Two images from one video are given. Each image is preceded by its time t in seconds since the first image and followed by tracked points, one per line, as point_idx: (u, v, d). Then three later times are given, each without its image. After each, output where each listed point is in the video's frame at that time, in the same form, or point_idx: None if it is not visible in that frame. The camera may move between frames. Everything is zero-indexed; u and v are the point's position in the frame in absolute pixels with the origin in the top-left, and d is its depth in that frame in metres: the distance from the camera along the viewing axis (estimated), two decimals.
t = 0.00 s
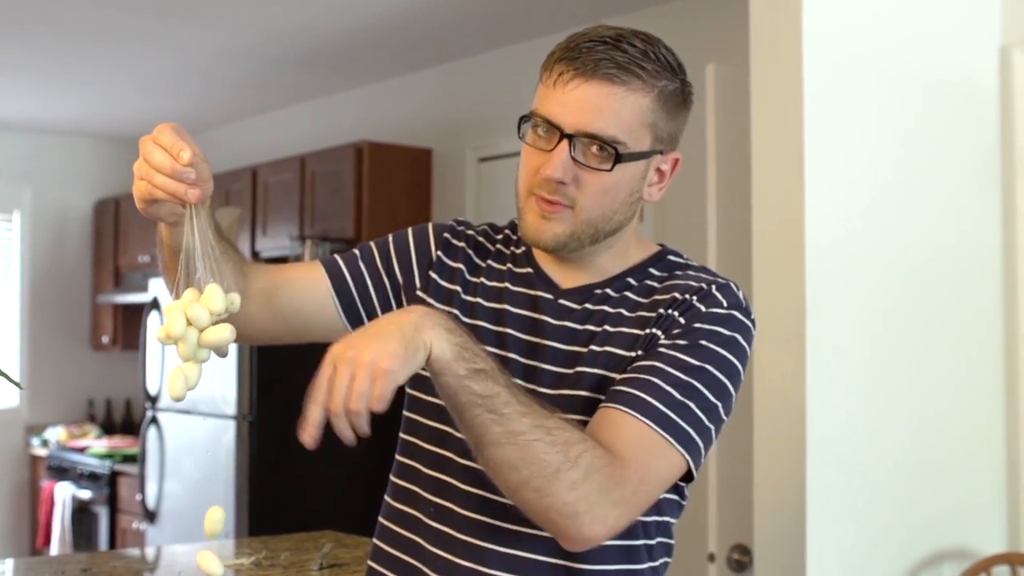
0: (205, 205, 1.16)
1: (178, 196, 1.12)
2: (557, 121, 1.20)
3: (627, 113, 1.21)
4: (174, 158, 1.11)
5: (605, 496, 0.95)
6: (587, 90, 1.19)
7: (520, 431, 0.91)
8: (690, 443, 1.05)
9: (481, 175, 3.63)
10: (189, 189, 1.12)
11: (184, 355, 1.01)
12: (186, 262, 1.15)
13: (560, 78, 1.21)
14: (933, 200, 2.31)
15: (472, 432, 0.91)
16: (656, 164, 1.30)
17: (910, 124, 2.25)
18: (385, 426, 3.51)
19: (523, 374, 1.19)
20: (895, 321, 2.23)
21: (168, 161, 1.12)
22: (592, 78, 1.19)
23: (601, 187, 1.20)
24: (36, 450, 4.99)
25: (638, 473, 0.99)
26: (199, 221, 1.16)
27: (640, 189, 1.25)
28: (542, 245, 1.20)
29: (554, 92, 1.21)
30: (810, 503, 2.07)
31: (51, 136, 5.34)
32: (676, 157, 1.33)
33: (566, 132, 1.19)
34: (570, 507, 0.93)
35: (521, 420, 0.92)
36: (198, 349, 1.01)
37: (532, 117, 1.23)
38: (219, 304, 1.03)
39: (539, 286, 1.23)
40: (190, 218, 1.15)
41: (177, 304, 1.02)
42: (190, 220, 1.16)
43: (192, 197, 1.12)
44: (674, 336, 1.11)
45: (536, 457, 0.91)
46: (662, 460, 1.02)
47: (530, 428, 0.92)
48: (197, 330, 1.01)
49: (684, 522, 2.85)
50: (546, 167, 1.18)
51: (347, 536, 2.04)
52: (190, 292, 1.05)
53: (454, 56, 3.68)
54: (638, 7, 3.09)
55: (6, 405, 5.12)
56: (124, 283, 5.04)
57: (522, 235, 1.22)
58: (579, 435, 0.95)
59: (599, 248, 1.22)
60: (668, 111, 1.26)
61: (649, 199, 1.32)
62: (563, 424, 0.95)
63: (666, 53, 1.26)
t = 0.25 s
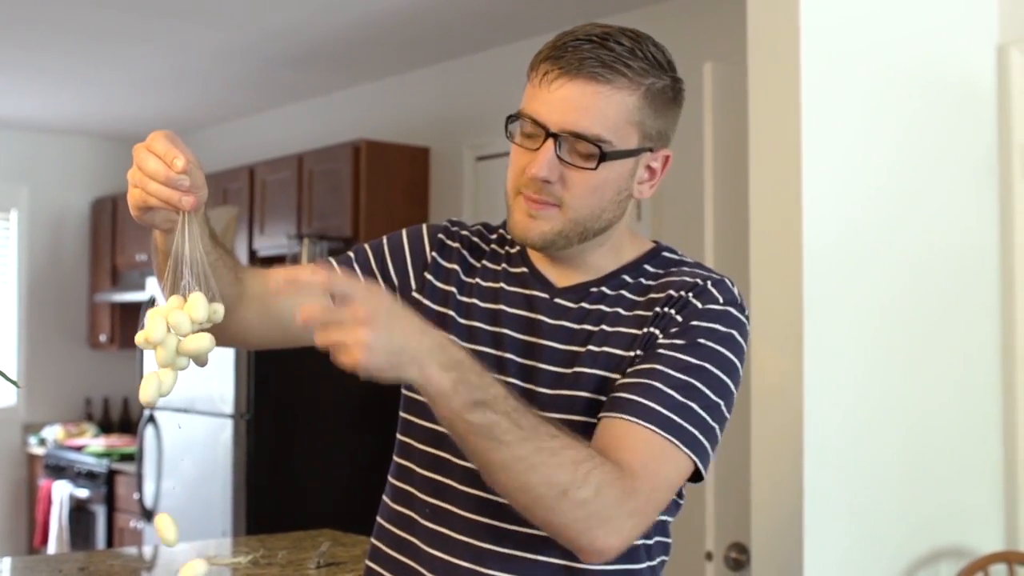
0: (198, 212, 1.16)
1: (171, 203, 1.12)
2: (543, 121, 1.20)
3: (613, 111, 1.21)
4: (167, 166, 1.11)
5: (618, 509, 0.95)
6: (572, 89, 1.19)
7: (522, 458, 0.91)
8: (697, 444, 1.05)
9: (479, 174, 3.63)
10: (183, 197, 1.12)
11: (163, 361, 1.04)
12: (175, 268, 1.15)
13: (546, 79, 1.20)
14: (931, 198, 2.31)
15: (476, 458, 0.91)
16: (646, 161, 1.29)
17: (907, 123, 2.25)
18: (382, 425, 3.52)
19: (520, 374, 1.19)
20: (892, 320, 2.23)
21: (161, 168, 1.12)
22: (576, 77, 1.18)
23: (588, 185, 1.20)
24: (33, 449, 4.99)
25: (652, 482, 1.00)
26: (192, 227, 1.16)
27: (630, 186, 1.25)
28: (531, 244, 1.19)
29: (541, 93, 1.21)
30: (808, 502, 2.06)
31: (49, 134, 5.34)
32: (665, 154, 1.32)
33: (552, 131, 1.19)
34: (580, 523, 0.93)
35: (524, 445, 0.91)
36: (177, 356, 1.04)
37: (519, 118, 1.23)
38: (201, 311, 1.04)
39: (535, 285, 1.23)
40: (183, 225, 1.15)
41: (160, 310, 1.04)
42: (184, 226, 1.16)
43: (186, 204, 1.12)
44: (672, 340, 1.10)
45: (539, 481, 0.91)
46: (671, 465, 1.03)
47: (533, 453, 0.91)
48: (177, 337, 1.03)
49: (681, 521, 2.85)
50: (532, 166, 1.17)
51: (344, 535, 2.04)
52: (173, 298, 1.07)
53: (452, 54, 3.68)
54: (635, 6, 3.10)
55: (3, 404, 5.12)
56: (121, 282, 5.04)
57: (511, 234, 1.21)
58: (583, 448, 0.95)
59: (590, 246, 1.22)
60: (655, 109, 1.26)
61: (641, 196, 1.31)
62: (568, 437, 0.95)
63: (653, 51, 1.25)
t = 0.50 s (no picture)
0: (194, 207, 1.15)
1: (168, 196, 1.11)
2: (515, 116, 1.16)
3: (585, 104, 1.16)
4: (163, 158, 1.11)
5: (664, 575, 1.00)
6: (540, 83, 1.15)
7: None
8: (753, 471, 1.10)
9: (478, 172, 3.63)
10: (178, 188, 1.11)
11: (160, 351, 1.05)
12: (172, 262, 1.15)
13: (519, 75, 1.17)
14: (930, 196, 2.31)
15: None
16: (629, 155, 1.23)
17: (906, 121, 2.25)
18: (379, 422, 3.52)
19: (517, 377, 1.18)
20: (891, 318, 2.23)
21: (157, 161, 1.11)
22: (545, 70, 1.15)
23: (562, 180, 1.15)
24: (31, 447, 4.99)
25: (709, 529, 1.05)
26: (187, 222, 1.15)
27: (611, 181, 1.20)
28: (507, 242, 1.15)
29: (515, 90, 1.18)
30: (807, 500, 2.07)
31: (48, 133, 5.34)
32: (652, 148, 1.26)
33: (523, 126, 1.15)
34: None
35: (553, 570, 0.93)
36: (174, 347, 1.05)
37: (498, 117, 1.19)
38: (198, 303, 1.05)
39: (529, 286, 1.20)
40: (178, 220, 1.14)
41: (157, 301, 1.06)
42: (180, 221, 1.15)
43: (182, 196, 1.11)
44: (697, 368, 1.10)
45: None
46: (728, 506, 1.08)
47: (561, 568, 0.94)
48: (173, 329, 1.05)
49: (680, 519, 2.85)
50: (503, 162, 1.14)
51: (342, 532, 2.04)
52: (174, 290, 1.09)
53: (450, 52, 3.68)
54: (633, 5, 3.10)
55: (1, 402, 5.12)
56: (120, 279, 5.04)
57: (490, 233, 1.18)
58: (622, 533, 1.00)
59: (569, 244, 1.17)
60: (633, 102, 1.21)
61: (626, 192, 1.24)
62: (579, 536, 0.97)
63: (631, 44, 1.21)
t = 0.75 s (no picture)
0: (183, 210, 1.14)
1: (156, 197, 1.11)
2: (513, 120, 1.16)
3: (583, 108, 1.16)
4: (150, 159, 1.10)
5: None
6: (539, 87, 1.15)
7: None
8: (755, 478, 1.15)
9: (477, 169, 3.63)
10: (166, 189, 1.10)
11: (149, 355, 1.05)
12: (159, 264, 1.14)
13: (518, 78, 1.17)
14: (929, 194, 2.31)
15: None
16: (629, 158, 1.23)
17: (906, 119, 2.25)
18: (379, 419, 3.52)
19: (519, 379, 1.18)
20: (891, 316, 2.24)
21: (144, 162, 1.11)
22: (543, 74, 1.15)
23: (560, 184, 1.15)
24: (30, 445, 4.99)
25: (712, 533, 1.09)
26: (176, 226, 1.14)
27: (610, 184, 1.20)
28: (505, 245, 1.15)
29: (513, 92, 1.17)
30: (807, 498, 2.07)
31: (48, 130, 5.34)
32: (653, 150, 1.26)
33: (521, 130, 1.15)
34: None
35: None
36: (163, 351, 1.05)
37: (497, 119, 1.19)
38: (185, 304, 1.05)
39: (530, 286, 1.20)
40: (166, 224, 1.13)
41: (146, 304, 1.05)
42: (169, 225, 1.14)
43: (169, 197, 1.10)
44: (712, 378, 1.13)
45: None
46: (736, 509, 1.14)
47: None
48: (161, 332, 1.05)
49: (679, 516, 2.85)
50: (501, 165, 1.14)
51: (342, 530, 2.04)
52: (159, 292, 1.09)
53: (449, 49, 3.69)
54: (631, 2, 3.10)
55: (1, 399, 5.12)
56: (119, 276, 5.03)
57: (489, 235, 1.18)
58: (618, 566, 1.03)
59: (571, 245, 1.17)
60: (633, 105, 1.20)
61: (626, 194, 1.24)
62: None
63: (634, 46, 1.20)
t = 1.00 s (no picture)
0: (181, 210, 1.14)
1: (153, 199, 1.10)
2: (515, 111, 1.16)
3: (584, 100, 1.17)
4: (146, 161, 1.09)
5: None
6: (541, 78, 1.15)
7: None
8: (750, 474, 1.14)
9: (478, 166, 3.63)
10: (163, 192, 1.09)
11: (142, 356, 1.06)
12: (155, 264, 1.14)
13: (519, 70, 1.17)
14: (929, 191, 2.31)
15: None
16: (630, 153, 1.23)
17: (905, 115, 2.25)
18: (378, 417, 3.52)
19: (519, 375, 1.18)
20: (890, 312, 2.23)
21: (140, 164, 1.09)
22: (545, 65, 1.15)
23: (560, 176, 1.15)
24: (30, 442, 4.98)
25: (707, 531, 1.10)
26: (173, 227, 1.14)
27: (611, 178, 1.20)
28: (505, 237, 1.15)
29: (515, 85, 1.17)
30: (805, 494, 2.07)
31: (48, 127, 5.34)
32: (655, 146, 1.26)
33: (523, 122, 1.15)
34: None
35: None
36: (157, 350, 1.05)
37: (499, 112, 1.19)
38: (176, 306, 1.05)
39: (531, 282, 1.20)
40: (163, 225, 1.13)
41: (138, 305, 1.06)
42: (164, 225, 1.13)
43: (166, 199, 1.09)
44: (709, 370, 1.13)
45: None
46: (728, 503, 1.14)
47: None
48: (152, 333, 1.05)
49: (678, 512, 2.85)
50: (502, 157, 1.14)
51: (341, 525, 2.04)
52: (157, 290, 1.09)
53: (448, 46, 3.68)
54: None
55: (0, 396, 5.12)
56: (118, 273, 5.03)
57: (490, 229, 1.17)
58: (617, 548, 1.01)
59: (572, 239, 1.17)
60: (635, 99, 1.21)
61: (627, 189, 1.24)
62: None
63: (636, 40, 1.20)
